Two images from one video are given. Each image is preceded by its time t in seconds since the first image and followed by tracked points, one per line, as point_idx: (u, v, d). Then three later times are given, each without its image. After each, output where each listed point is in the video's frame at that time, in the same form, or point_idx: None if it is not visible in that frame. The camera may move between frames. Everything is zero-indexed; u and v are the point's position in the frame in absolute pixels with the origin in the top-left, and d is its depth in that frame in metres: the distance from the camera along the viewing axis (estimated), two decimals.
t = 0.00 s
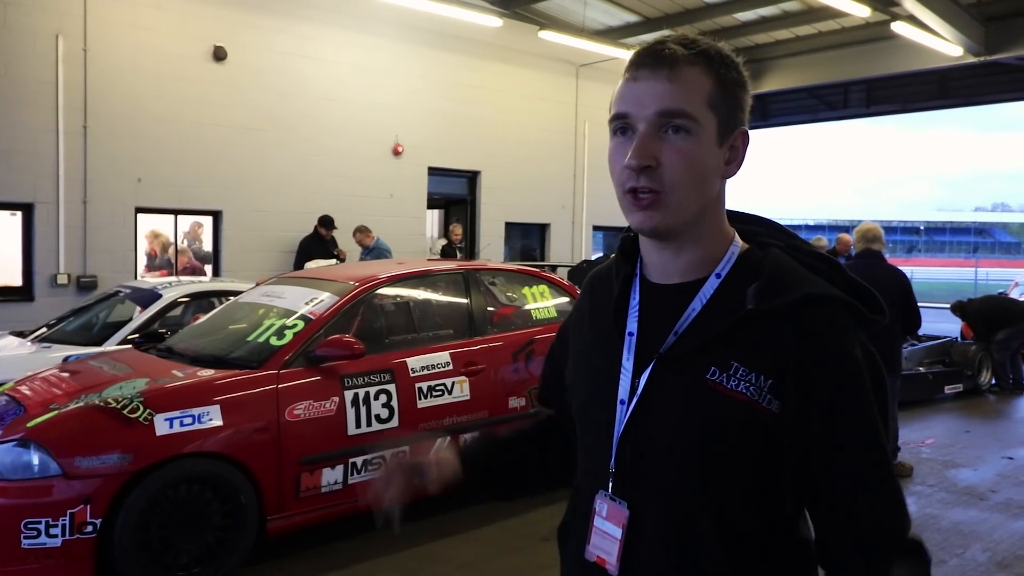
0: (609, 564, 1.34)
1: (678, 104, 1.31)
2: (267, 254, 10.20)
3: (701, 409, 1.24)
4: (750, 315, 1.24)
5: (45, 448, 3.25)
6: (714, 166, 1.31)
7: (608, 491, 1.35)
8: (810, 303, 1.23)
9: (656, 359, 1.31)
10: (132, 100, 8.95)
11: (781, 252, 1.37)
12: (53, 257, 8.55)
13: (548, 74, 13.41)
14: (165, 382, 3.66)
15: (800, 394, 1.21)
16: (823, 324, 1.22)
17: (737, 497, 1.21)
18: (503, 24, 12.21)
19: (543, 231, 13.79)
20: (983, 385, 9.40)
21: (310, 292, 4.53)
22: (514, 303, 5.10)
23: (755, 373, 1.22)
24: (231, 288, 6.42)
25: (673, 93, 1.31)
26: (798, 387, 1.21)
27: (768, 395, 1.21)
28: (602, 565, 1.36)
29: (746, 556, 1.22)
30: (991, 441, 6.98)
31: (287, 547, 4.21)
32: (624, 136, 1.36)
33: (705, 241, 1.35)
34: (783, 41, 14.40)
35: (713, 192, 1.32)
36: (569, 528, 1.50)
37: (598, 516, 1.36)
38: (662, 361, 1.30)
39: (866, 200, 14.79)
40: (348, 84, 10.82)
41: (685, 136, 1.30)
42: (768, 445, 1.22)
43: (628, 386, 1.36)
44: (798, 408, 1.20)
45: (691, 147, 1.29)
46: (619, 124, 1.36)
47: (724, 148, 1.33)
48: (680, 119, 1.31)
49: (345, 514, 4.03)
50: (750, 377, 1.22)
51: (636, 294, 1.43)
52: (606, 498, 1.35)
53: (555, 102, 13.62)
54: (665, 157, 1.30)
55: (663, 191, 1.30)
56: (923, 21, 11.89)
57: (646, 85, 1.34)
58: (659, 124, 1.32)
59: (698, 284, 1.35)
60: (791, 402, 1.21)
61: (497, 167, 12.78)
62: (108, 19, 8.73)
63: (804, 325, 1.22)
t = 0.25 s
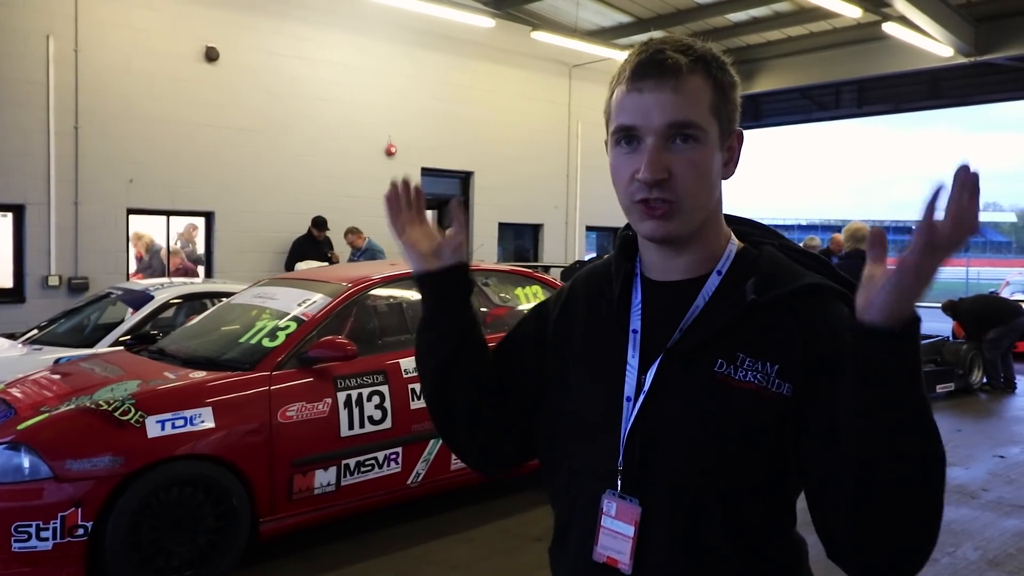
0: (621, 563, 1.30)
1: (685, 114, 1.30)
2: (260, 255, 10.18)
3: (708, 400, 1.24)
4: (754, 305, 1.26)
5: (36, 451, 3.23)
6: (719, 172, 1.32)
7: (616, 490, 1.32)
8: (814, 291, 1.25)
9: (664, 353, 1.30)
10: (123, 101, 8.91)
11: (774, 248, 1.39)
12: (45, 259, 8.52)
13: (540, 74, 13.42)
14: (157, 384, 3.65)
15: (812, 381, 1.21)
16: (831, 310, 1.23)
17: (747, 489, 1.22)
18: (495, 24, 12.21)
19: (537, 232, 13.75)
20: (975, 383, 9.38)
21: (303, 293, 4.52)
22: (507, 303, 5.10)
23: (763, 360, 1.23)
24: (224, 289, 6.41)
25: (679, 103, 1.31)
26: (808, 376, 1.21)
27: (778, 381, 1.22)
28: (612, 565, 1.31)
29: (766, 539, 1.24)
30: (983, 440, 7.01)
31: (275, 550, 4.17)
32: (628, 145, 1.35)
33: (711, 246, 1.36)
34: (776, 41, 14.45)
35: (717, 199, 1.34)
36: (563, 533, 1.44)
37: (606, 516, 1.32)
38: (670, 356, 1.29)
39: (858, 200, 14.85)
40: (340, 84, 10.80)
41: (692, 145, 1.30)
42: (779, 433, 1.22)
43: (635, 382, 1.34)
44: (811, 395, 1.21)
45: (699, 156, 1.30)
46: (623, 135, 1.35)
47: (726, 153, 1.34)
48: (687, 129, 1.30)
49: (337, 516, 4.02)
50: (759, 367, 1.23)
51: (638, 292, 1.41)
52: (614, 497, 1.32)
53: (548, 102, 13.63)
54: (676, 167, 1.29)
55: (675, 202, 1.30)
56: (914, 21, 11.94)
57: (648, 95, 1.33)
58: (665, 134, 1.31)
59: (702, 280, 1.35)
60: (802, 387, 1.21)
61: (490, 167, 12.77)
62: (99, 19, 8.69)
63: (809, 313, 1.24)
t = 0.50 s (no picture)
0: (610, 565, 1.30)
1: (677, 113, 1.31)
2: (253, 256, 10.16)
3: (701, 399, 1.24)
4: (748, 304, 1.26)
5: (28, 454, 3.22)
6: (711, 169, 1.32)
7: (606, 490, 1.32)
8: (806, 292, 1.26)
9: (656, 352, 1.31)
10: (115, 101, 8.88)
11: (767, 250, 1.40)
12: (37, 260, 8.48)
13: (534, 74, 13.42)
14: (150, 386, 3.64)
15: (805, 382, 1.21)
16: (823, 311, 1.23)
17: (737, 490, 1.22)
18: (489, 25, 12.20)
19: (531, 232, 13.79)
20: (967, 382, 9.44)
21: (297, 294, 4.52)
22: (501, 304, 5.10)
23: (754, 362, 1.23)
24: (217, 290, 6.39)
25: (670, 101, 1.31)
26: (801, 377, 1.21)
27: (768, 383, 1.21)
28: (603, 567, 1.31)
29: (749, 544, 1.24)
30: (975, 439, 7.04)
31: (268, 552, 4.16)
32: (619, 143, 1.35)
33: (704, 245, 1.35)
34: (769, 41, 14.48)
35: (709, 198, 1.33)
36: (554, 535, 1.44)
37: (597, 517, 1.31)
38: (664, 355, 1.29)
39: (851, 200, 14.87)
40: (334, 84, 10.79)
41: (683, 143, 1.30)
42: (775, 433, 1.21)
43: (626, 382, 1.34)
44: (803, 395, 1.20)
45: (690, 154, 1.30)
46: (613, 132, 1.35)
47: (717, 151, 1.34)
48: (679, 127, 1.30)
49: (331, 517, 4.01)
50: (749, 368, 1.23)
51: (630, 291, 1.41)
52: (605, 498, 1.31)
53: (541, 102, 13.63)
54: (667, 165, 1.29)
55: (667, 200, 1.29)
56: (907, 22, 11.98)
57: (640, 93, 1.33)
58: (657, 131, 1.31)
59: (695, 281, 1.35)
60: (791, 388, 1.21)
61: (483, 168, 12.77)
62: (90, 20, 8.66)
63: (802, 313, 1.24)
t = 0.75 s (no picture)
0: (590, 561, 1.32)
1: (669, 105, 1.30)
2: (254, 255, 10.16)
3: (681, 404, 1.22)
4: (737, 312, 1.23)
5: (28, 453, 3.22)
6: (705, 163, 1.30)
7: (588, 487, 1.34)
8: (797, 303, 1.21)
9: (641, 354, 1.29)
10: (116, 101, 8.88)
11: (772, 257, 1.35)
12: (38, 259, 8.49)
13: (535, 74, 13.41)
14: (151, 385, 3.64)
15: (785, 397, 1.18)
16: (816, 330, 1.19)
17: (711, 505, 1.19)
18: (489, 24, 12.20)
19: (531, 231, 13.78)
20: (968, 381, 9.43)
21: (297, 293, 4.52)
22: (501, 303, 5.10)
23: (740, 372, 1.20)
24: (218, 289, 6.39)
25: (661, 93, 1.30)
26: (781, 392, 1.18)
27: (750, 396, 1.19)
28: (583, 563, 1.33)
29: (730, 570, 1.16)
30: (976, 438, 7.03)
31: (269, 551, 4.17)
32: (616, 136, 1.35)
33: (703, 239, 1.34)
34: (769, 40, 14.46)
35: (705, 192, 1.32)
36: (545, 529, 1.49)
37: (580, 513, 1.34)
38: (647, 358, 1.28)
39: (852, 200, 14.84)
40: (334, 84, 10.79)
41: (675, 136, 1.29)
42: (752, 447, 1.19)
43: (612, 381, 1.35)
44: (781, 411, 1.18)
45: (681, 147, 1.29)
46: (611, 124, 1.36)
47: (714, 146, 1.32)
48: (672, 118, 1.29)
49: (331, 516, 4.02)
50: (733, 377, 1.20)
51: (627, 291, 1.41)
52: (586, 494, 1.33)
53: (542, 102, 13.62)
54: (657, 156, 1.29)
55: (657, 191, 1.29)
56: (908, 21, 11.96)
57: (637, 85, 1.33)
58: (650, 123, 1.31)
59: (685, 283, 1.34)
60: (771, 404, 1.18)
61: (484, 167, 12.77)
62: (91, 19, 8.66)
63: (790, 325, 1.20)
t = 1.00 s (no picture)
0: (560, 554, 1.30)
1: (584, 110, 1.30)
2: (258, 255, 10.17)
3: (642, 410, 1.16)
4: (703, 318, 1.14)
5: (33, 451, 3.23)
6: (612, 163, 1.26)
7: (563, 482, 1.33)
8: (765, 310, 1.09)
9: (615, 357, 1.24)
10: (120, 100, 8.90)
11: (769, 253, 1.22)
12: (42, 259, 8.51)
13: (538, 73, 13.42)
14: (155, 384, 3.65)
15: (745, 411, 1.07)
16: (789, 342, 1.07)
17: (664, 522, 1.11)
18: (493, 23, 12.20)
19: (535, 231, 13.79)
20: (973, 381, 9.41)
21: (300, 293, 4.51)
22: (504, 302, 5.10)
23: (700, 383, 1.10)
24: (221, 289, 6.39)
25: (577, 101, 1.32)
26: (746, 406, 1.07)
27: (712, 410, 1.09)
28: (554, 557, 1.33)
29: None
30: (981, 438, 7.02)
31: (271, 549, 4.18)
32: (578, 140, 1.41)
33: (645, 237, 1.28)
34: (773, 40, 14.46)
35: (627, 192, 1.26)
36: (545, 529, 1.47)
37: (555, 507, 1.33)
38: (620, 362, 1.22)
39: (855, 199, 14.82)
40: (338, 83, 10.79)
41: (584, 142, 1.30)
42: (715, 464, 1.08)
43: (591, 381, 1.35)
44: (741, 428, 1.07)
45: (585, 151, 1.29)
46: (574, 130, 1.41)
47: (625, 143, 1.24)
48: (584, 124, 1.30)
49: (333, 516, 4.01)
50: (695, 388, 1.11)
51: (619, 295, 1.43)
52: (561, 490, 1.33)
53: (546, 101, 13.63)
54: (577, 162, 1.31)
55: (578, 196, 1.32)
56: (913, 20, 11.94)
57: (575, 92, 1.36)
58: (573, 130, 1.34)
59: (666, 285, 1.29)
60: (732, 419, 1.07)
61: (487, 166, 12.76)
62: (96, 19, 8.68)
63: (757, 335, 1.09)
